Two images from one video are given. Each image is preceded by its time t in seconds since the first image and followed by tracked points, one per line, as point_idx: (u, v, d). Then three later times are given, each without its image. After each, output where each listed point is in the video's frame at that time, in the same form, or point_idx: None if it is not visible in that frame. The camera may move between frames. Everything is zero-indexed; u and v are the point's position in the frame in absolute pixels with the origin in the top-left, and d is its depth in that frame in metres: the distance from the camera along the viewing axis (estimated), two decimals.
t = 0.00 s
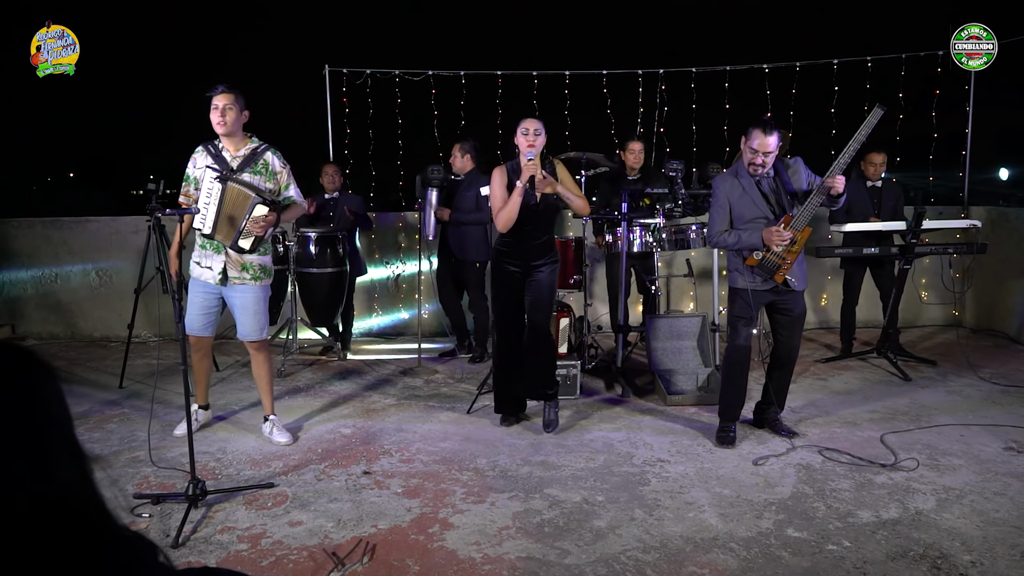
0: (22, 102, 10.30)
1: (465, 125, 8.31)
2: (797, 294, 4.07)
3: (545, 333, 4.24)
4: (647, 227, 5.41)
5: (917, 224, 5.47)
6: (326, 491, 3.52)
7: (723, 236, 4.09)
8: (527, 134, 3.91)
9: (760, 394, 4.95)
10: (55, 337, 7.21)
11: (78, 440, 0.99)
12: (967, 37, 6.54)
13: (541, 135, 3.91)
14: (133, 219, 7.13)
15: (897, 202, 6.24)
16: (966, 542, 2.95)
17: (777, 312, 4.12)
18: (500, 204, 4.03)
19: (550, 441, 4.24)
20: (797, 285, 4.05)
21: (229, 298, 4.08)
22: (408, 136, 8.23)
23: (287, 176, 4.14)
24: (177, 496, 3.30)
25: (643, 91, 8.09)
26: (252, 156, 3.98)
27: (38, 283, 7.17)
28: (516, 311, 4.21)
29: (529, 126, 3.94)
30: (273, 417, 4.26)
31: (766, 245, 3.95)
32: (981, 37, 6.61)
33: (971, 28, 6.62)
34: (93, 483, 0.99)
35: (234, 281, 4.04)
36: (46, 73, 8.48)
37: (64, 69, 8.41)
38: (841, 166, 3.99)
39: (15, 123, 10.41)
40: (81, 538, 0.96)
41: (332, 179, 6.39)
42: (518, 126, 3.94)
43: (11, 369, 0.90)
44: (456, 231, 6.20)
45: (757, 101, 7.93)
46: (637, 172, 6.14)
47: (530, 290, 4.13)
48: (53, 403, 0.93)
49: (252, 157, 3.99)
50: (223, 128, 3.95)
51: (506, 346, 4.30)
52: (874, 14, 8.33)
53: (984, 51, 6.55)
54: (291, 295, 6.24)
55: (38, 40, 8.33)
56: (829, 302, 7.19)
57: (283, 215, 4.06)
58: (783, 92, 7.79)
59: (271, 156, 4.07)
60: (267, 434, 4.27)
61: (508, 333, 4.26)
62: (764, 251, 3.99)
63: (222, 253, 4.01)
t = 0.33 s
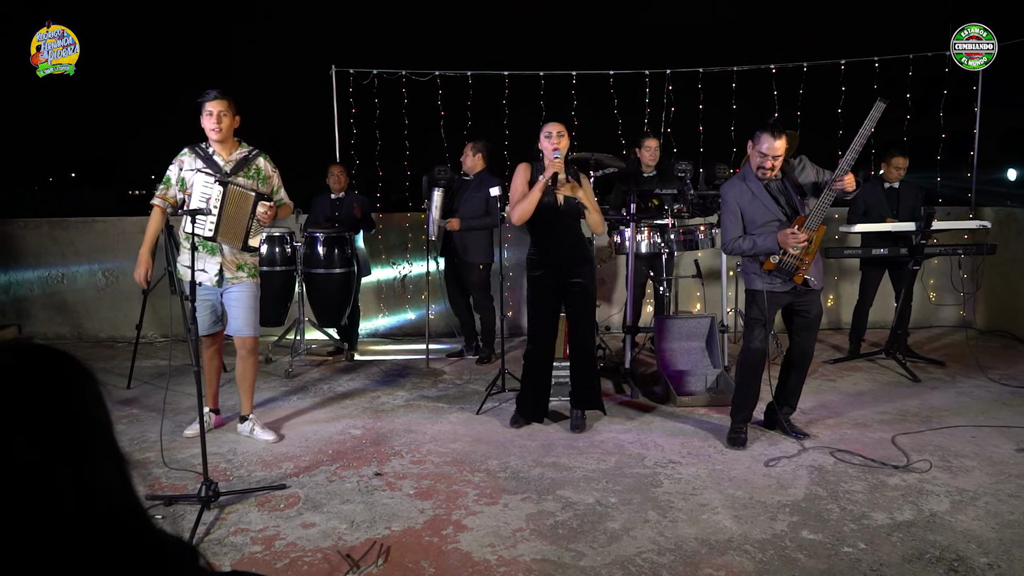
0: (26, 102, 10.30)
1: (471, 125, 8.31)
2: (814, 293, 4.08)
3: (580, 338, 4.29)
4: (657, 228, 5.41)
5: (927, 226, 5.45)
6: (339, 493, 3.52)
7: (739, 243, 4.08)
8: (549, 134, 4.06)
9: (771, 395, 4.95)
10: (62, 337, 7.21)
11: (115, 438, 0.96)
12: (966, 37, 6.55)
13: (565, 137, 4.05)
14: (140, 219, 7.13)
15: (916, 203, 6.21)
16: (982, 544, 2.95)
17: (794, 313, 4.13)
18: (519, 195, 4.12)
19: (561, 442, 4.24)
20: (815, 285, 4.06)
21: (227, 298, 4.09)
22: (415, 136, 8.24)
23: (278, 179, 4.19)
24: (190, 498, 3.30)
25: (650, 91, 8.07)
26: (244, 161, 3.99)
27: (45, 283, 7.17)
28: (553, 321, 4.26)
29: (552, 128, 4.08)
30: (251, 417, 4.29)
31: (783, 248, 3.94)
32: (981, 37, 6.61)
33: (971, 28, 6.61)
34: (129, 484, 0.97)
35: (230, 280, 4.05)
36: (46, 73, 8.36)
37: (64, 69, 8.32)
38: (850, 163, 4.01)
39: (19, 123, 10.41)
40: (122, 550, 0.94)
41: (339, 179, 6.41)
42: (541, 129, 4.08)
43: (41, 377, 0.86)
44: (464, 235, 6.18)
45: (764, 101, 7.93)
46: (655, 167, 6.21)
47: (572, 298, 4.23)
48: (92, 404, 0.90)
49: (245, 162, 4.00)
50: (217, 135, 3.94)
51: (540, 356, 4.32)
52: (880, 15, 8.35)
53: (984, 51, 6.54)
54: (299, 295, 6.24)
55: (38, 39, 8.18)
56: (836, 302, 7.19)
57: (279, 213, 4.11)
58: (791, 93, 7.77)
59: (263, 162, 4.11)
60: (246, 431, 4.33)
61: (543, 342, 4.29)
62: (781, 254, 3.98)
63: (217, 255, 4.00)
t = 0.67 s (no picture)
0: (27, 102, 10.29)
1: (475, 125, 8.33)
2: (816, 295, 4.07)
3: (584, 339, 4.27)
4: (661, 228, 5.39)
5: (931, 226, 5.47)
6: (347, 493, 3.53)
7: (741, 241, 4.13)
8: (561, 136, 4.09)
9: (776, 394, 4.96)
10: (65, 338, 7.22)
11: (155, 436, 0.96)
12: (966, 37, 6.44)
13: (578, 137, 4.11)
14: (143, 219, 7.13)
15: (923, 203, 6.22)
16: (989, 543, 2.96)
17: (796, 313, 4.13)
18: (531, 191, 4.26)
19: (567, 442, 4.25)
20: (817, 287, 4.05)
21: (249, 299, 4.13)
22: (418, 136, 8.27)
23: (287, 177, 4.22)
24: (199, 497, 3.31)
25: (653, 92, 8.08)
26: (258, 159, 4.02)
27: (48, 283, 7.17)
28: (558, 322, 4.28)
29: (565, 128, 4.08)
30: (297, 409, 4.34)
31: (783, 248, 3.97)
32: (981, 37, 6.53)
33: (971, 28, 6.53)
34: (168, 482, 0.97)
35: (254, 279, 4.07)
36: (46, 73, 8.32)
37: (65, 69, 8.27)
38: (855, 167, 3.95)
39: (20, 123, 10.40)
40: (157, 549, 0.94)
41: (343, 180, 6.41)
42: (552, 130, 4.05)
43: (78, 372, 0.87)
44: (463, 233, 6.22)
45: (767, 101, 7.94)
46: (662, 168, 6.20)
47: (578, 301, 4.21)
48: (128, 400, 0.91)
49: (258, 160, 4.03)
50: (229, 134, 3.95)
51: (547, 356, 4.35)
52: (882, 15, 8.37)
53: (984, 51, 6.49)
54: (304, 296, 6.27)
55: (37, 39, 8.17)
56: (838, 302, 7.21)
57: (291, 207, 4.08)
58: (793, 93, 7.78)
59: (274, 159, 4.13)
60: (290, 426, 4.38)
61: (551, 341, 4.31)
62: (782, 254, 4.00)
63: (239, 252, 4.02)
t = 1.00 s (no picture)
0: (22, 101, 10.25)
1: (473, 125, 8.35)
2: (814, 295, 4.11)
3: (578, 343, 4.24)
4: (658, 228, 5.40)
5: (928, 226, 5.52)
6: (350, 493, 3.53)
7: (744, 230, 4.17)
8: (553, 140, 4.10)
9: (774, 394, 4.99)
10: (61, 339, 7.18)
11: (183, 437, 0.94)
12: (967, 37, 6.51)
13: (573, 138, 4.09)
14: (140, 220, 7.10)
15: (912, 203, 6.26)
16: (989, 540, 2.99)
17: (794, 313, 4.14)
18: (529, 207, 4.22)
19: (568, 442, 4.26)
20: (816, 286, 4.09)
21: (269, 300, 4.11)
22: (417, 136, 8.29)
23: (309, 175, 4.20)
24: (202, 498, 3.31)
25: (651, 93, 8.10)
26: (276, 160, 4.01)
27: (44, 284, 7.14)
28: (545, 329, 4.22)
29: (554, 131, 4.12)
30: (299, 411, 4.35)
31: (785, 242, 4.00)
32: (981, 37, 6.60)
33: (971, 28, 6.59)
34: (198, 486, 0.94)
35: (277, 280, 4.06)
36: (46, 74, 8.27)
37: (65, 70, 8.24)
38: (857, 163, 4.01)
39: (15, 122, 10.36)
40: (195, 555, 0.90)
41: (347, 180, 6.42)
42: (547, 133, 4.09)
43: (107, 370, 0.86)
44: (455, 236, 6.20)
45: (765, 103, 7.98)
46: (652, 167, 6.23)
47: (560, 304, 4.20)
48: (158, 396, 0.89)
49: (276, 161, 4.01)
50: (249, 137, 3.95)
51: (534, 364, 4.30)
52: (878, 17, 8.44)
53: (984, 51, 6.52)
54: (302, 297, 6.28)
55: (39, 40, 8.14)
56: (834, 302, 7.24)
57: (310, 207, 4.11)
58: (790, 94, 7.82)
59: (293, 159, 4.11)
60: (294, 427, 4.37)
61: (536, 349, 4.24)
62: (784, 248, 4.03)
63: (262, 254, 4.01)
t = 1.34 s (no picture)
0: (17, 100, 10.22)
1: (470, 125, 8.36)
2: (811, 296, 4.14)
3: (573, 346, 4.17)
4: (655, 228, 5.47)
5: (922, 226, 5.56)
6: (352, 492, 3.54)
7: (740, 231, 4.19)
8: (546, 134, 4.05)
9: (772, 393, 5.02)
10: (56, 340, 7.15)
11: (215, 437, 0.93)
12: (967, 38, 6.55)
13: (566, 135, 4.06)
14: (136, 220, 7.08)
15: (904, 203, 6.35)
16: (987, 537, 3.02)
17: (792, 315, 4.18)
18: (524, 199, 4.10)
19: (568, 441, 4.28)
20: (812, 284, 4.11)
21: (254, 301, 4.10)
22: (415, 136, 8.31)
23: (304, 174, 4.17)
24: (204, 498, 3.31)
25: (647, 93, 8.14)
26: (269, 158, 4.00)
27: (39, 285, 7.11)
28: (545, 329, 4.22)
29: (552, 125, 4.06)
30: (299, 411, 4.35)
31: (781, 242, 4.03)
32: (981, 37, 6.62)
33: (971, 28, 6.62)
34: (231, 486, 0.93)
35: (263, 281, 4.05)
36: (46, 73, 8.43)
37: (64, 69, 8.37)
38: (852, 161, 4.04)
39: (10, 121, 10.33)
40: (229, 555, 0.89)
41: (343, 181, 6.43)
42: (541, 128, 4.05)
43: (137, 369, 0.85)
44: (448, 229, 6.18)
45: (761, 104, 8.04)
46: (649, 168, 6.24)
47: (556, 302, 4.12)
48: (188, 397, 0.88)
49: (269, 158, 4.01)
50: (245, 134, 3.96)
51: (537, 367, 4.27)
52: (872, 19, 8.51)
53: (984, 50, 6.59)
54: (301, 297, 6.30)
55: (38, 39, 8.28)
56: (830, 302, 7.29)
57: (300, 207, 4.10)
58: (786, 94, 7.88)
59: (288, 156, 4.10)
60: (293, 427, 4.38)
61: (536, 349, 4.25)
62: (780, 248, 4.06)
63: (250, 253, 4.01)
